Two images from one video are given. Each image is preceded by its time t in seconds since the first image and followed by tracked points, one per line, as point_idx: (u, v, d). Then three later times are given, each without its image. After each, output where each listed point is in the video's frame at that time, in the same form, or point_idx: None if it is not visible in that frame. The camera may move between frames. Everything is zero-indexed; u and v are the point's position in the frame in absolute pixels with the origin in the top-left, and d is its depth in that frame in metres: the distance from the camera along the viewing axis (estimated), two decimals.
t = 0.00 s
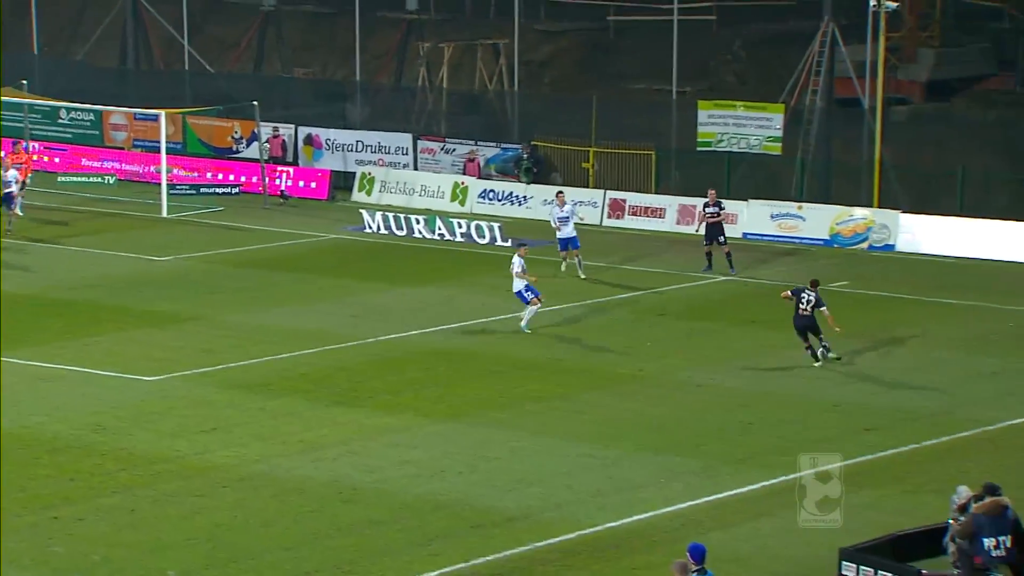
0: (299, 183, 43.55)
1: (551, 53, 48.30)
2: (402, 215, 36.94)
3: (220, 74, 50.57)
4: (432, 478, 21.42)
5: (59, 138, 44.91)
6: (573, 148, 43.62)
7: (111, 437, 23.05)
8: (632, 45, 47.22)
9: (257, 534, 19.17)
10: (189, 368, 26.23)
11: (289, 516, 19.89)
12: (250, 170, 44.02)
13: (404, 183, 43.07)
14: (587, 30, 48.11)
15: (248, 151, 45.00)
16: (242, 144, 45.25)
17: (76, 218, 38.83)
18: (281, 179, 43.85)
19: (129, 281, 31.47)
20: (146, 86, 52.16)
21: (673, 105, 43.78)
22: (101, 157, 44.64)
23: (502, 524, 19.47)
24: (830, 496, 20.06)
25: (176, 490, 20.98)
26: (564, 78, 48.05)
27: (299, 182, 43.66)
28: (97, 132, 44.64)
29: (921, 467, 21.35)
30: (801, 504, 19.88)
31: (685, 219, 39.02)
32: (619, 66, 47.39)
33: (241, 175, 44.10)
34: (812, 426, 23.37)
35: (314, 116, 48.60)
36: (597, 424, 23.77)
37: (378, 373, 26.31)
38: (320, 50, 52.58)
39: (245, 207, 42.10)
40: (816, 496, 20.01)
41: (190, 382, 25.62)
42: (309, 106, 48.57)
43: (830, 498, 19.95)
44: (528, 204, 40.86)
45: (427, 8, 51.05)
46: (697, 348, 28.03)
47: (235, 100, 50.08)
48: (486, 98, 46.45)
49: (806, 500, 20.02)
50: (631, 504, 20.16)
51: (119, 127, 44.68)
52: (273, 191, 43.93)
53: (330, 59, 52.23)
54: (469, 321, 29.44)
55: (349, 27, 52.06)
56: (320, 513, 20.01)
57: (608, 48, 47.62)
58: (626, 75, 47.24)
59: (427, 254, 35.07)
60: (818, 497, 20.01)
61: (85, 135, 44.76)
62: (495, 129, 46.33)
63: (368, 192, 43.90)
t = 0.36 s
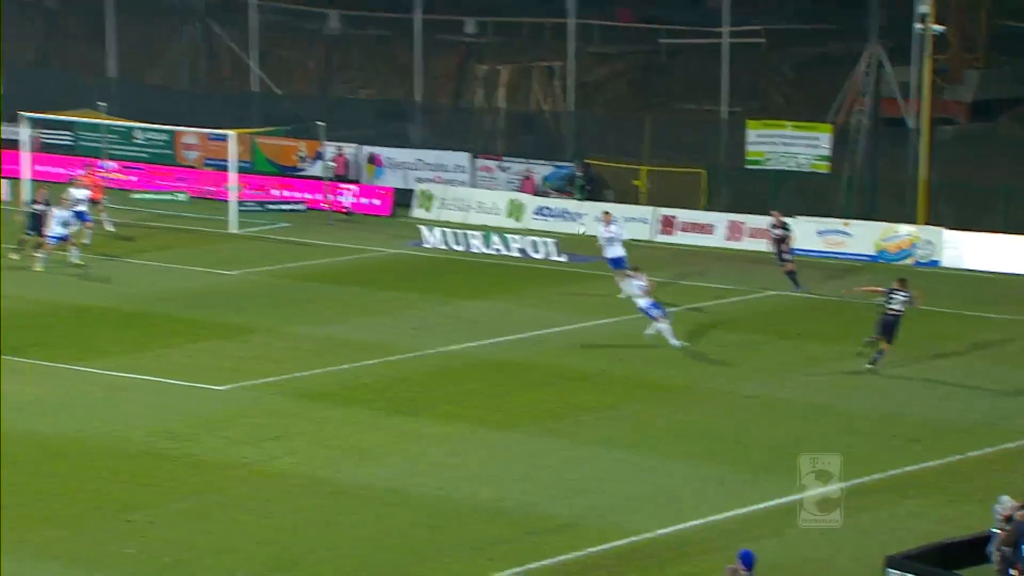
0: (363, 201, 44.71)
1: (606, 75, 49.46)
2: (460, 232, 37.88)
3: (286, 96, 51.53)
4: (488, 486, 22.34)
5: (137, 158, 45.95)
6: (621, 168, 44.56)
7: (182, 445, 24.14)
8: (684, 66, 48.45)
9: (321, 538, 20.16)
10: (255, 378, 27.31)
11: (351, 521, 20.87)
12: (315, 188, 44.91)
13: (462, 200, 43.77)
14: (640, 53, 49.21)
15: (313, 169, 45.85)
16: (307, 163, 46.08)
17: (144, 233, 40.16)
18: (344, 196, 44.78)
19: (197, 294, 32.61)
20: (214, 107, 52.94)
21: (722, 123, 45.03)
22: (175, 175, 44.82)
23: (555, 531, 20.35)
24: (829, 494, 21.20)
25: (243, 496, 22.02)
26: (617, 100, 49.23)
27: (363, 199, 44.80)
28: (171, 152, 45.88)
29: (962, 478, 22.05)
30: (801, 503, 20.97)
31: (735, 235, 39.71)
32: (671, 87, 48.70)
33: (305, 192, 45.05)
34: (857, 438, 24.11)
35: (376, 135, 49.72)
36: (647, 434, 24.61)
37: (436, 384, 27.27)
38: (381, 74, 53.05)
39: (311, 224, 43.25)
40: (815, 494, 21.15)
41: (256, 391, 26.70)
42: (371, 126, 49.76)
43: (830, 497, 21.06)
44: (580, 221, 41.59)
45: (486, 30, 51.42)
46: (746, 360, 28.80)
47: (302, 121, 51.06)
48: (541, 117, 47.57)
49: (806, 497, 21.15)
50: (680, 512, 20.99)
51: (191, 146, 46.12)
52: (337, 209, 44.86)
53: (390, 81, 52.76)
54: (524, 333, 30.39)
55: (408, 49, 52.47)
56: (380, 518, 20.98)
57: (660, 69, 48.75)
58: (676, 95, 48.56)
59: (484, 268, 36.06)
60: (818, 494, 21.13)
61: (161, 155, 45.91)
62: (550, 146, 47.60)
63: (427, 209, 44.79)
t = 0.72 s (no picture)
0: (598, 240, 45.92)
1: (849, 114, 47.88)
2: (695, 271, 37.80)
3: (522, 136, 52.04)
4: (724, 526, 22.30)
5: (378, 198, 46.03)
6: (863, 206, 43.73)
7: (423, 479, 24.83)
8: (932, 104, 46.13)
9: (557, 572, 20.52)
10: (492, 414, 27.84)
11: (586, 556, 21.18)
12: (551, 228, 46.06)
13: (696, 240, 43.74)
14: (886, 92, 47.47)
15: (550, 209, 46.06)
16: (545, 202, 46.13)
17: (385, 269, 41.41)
18: (579, 236, 46.07)
19: (435, 330, 33.29)
20: (458, 146, 53.51)
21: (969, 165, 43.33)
22: (413, 214, 45.56)
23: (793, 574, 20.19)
24: (830, 497, 23.18)
25: (481, 529, 22.53)
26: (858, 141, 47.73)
27: (597, 238, 46.05)
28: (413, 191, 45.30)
29: None
30: (802, 503, 23.01)
31: (981, 277, 38.72)
32: (917, 126, 46.58)
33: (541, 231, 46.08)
34: None
35: (614, 178, 49.24)
36: (887, 478, 24.12)
37: (670, 423, 27.29)
38: (620, 114, 51.07)
39: (546, 263, 44.54)
40: (817, 497, 23.15)
41: (493, 427, 27.21)
42: (611, 167, 49.21)
43: (830, 499, 23.05)
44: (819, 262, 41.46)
45: (725, 69, 50.03)
46: (993, 408, 27.87)
47: (539, 162, 50.87)
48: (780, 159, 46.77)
49: (808, 498, 23.17)
50: (923, 559, 20.56)
51: (432, 185, 44.96)
52: (571, 246, 46.24)
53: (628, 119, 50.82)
54: (758, 373, 30.11)
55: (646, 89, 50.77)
56: (615, 555, 21.21)
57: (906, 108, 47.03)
58: (923, 134, 46.30)
59: (718, 309, 35.80)
60: (819, 497, 23.14)
61: (402, 194, 45.61)
62: (788, 188, 46.15)
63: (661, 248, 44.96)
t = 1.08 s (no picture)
0: (771, 252, 44.87)
1: None
2: (876, 286, 36.72)
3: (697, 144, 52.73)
4: (908, 557, 21.10)
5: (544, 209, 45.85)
6: None
7: (588, 498, 24.06)
8: None
9: None
10: (661, 433, 26.91)
11: None
12: (722, 240, 45.25)
13: (878, 254, 42.35)
14: None
15: (722, 222, 45.46)
16: (717, 214, 45.69)
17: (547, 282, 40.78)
18: (752, 248, 45.04)
19: (601, 345, 32.56)
20: (629, 156, 54.89)
21: None
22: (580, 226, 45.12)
23: None
24: (830, 496, 23.71)
25: (650, 552, 21.65)
26: None
27: (771, 251, 44.98)
28: (579, 203, 45.05)
29: None
30: (803, 503, 23.54)
31: None
32: None
33: (713, 244, 45.32)
34: None
35: (788, 186, 49.96)
36: None
37: (850, 445, 26.06)
38: (797, 121, 51.31)
39: (717, 276, 43.37)
40: (817, 497, 23.68)
41: (659, 447, 26.28)
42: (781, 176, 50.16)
43: (830, 499, 23.59)
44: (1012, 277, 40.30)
45: (911, 75, 49.30)
46: None
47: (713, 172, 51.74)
48: (968, 166, 45.99)
49: (809, 498, 23.69)
50: None
51: (599, 197, 44.92)
52: (744, 260, 45.22)
53: (806, 129, 50.88)
54: (946, 394, 28.65)
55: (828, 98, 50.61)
56: None
57: None
58: None
59: (898, 326, 34.41)
60: (819, 497, 23.66)
61: (568, 205, 45.28)
62: (977, 202, 45.58)
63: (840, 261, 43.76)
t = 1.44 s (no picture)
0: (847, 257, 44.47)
1: None
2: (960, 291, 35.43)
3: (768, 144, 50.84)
4: None
5: (609, 211, 46.01)
6: None
7: (655, 512, 22.95)
8: None
9: None
10: (732, 445, 25.74)
11: None
12: (797, 244, 44.61)
13: (961, 259, 40.66)
14: None
15: (796, 225, 44.69)
16: (789, 216, 44.96)
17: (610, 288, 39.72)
18: (828, 252, 44.39)
19: (666, 353, 31.47)
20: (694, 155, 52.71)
21: None
22: (646, 228, 45.86)
23: None
24: (830, 497, 23.28)
25: (722, 570, 20.52)
26: None
27: (847, 255, 44.67)
28: (645, 204, 45.13)
29: None
30: (802, 502, 23.11)
31: None
32: None
33: (786, 247, 44.77)
34: None
35: (866, 187, 48.22)
36: None
37: (931, 460, 24.80)
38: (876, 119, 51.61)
39: (791, 282, 42.59)
40: (817, 497, 23.23)
41: (730, 459, 25.12)
42: (863, 177, 48.24)
43: (830, 499, 23.16)
44: None
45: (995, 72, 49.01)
46: None
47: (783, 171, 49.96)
48: None
49: (808, 499, 23.24)
50: None
51: (666, 199, 44.92)
52: (819, 265, 44.41)
53: (883, 127, 51.22)
54: None
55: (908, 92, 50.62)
56: None
57: None
58: None
59: (976, 335, 33.11)
60: (819, 497, 23.21)
61: (634, 207, 45.46)
62: None
63: (921, 265, 42.43)
